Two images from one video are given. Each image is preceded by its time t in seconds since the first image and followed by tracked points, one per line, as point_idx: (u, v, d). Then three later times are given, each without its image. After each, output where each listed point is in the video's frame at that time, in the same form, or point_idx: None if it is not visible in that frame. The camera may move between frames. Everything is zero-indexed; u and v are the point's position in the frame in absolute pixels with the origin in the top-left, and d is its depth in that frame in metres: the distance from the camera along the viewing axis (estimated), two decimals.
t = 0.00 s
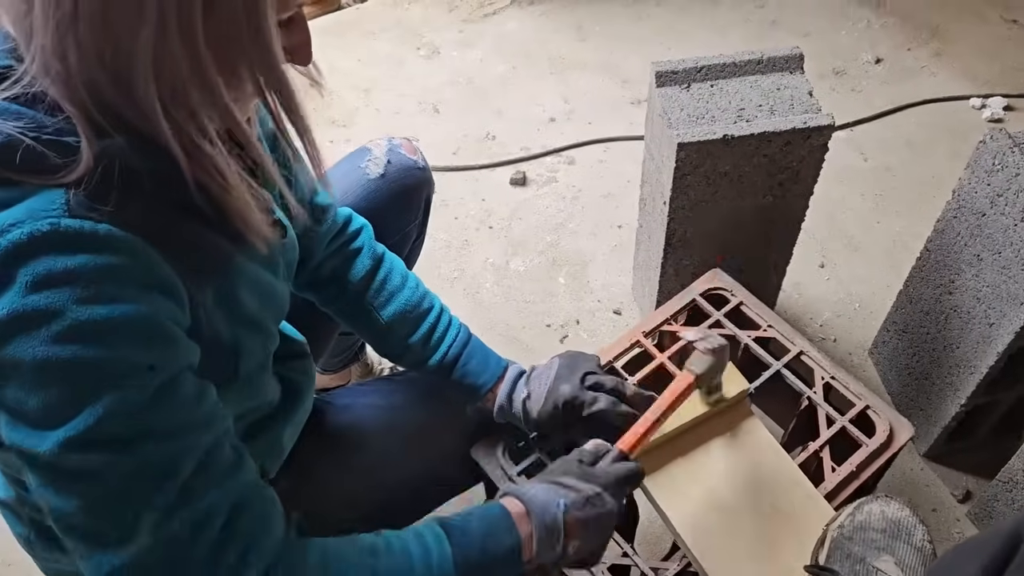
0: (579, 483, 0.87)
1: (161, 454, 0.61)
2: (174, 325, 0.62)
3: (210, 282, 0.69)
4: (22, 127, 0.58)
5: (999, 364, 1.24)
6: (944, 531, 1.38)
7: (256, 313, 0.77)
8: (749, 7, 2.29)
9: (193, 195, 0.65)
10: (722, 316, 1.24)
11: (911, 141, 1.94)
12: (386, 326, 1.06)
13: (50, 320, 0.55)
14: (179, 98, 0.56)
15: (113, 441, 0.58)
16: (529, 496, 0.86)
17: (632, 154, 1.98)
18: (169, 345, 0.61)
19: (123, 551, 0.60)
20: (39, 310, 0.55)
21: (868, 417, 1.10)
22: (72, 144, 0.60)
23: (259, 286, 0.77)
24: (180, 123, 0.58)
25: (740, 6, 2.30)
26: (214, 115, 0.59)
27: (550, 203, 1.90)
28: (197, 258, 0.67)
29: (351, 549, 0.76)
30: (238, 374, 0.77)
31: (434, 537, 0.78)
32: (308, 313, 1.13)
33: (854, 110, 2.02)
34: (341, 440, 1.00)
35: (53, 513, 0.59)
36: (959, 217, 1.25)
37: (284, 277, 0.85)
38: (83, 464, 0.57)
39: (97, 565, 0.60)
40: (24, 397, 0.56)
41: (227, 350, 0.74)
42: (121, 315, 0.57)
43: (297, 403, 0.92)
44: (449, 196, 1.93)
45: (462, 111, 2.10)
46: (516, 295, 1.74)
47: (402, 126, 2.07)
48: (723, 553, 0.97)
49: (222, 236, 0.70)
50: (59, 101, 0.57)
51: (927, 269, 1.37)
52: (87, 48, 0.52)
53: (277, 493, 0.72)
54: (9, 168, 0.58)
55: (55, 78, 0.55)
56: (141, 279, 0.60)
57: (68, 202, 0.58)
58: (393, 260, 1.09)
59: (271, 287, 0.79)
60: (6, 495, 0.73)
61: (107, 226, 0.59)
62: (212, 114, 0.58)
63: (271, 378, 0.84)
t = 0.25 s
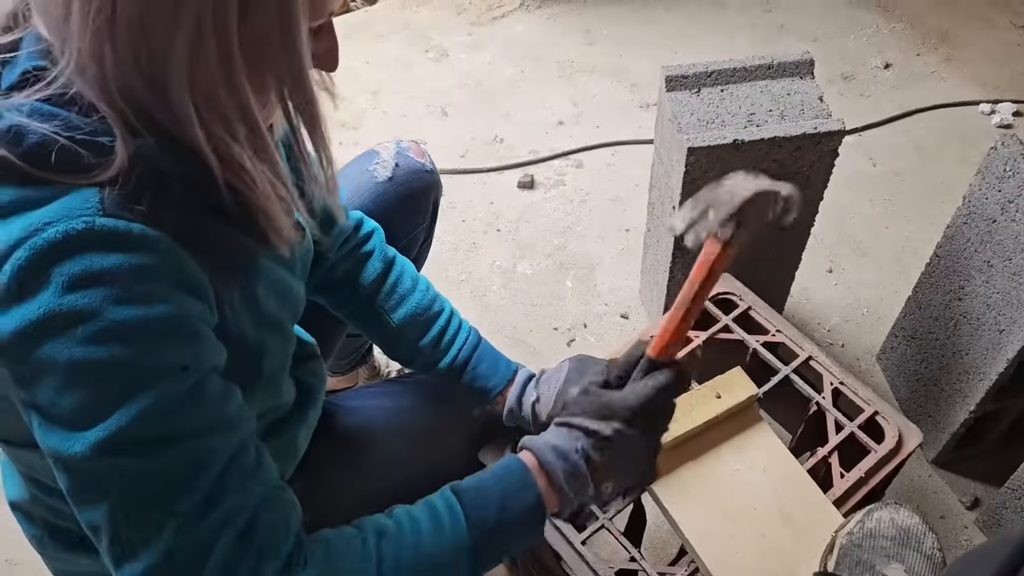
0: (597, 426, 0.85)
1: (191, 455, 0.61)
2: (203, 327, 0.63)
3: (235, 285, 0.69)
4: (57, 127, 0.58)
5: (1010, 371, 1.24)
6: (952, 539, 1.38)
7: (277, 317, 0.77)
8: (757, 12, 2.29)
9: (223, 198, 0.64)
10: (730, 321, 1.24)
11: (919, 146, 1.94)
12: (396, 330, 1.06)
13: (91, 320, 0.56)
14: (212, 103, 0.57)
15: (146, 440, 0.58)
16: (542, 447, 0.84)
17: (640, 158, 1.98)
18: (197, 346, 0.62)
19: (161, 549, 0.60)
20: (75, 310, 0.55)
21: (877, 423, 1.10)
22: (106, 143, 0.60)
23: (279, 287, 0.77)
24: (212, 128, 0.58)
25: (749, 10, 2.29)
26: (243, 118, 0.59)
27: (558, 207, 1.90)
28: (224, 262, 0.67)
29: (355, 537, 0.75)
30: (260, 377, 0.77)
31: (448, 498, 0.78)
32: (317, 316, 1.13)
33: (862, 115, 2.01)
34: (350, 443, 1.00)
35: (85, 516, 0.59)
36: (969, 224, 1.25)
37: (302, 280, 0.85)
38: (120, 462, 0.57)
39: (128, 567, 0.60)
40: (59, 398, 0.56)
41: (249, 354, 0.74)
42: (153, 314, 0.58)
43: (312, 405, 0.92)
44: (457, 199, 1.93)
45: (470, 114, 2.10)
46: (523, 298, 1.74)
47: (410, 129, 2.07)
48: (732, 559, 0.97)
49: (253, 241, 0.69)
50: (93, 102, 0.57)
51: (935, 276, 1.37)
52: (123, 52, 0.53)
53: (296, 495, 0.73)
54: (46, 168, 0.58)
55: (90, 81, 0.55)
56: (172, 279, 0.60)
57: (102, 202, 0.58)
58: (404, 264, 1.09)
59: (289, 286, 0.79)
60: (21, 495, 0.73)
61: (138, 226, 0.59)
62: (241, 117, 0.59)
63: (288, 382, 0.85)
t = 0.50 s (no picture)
0: (631, 434, 0.81)
1: (184, 450, 0.61)
2: (194, 323, 0.63)
3: (229, 283, 0.70)
4: (46, 128, 0.59)
5: (1016, 375, 1.24)
6: (957, 543, 1.38)
7: (275, 317, 0.77)
8: (763, 15, 2.29)
9: (218, 198, 0.65)
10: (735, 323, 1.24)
11: (926, 150, 1.94)
12: (402, 332, 1.06)
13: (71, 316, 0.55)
14: (209, 101, 0.57)
15: (137, 436, 0.58)
16: (568, 452, 0.79)
17: (645, 161, 1.98)
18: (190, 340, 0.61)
19: (144, 549, 0.59)
20: (58, 305, 0.55)
21: (882, 427, 1.10)
22: (97, 145, 0.60)
23: (276, 288, 0.77)
24: (208, 126, 0.58)
25: (755, 13, 2.29)
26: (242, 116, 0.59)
27: (563, 209, 1.90)
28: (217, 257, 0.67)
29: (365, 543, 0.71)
30: (256, 376, 0.77)
31: (463, 503, 0.74)
32: (322, 318, 1.13)
33: (868, 119, 2.01)
34: (354, 445, 1.00)
35: (78, 514, 0.59)
36: (976, 228, 1.25)
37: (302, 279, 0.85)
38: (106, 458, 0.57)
39: (119, 564, 0.60)
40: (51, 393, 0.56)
41: (245, 353, 0.74)
42: (142, 309, 0.58)
43: (312, 406, 0.92)
44: (462, 201, 1.93)
45: (475, 116, 2.10)
46: (528, 301, 1.74)
47: (416, 131, 2.07)
48: (736, 563, 0.97)
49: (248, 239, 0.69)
50: (85, 103, 0.58)
51: (942, 280, 1.36)
52: (121, 52, 0.53)
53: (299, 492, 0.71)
54: (38, 167, 0.59)
55: (87, 80, 0.55)
56: (160, 274, 0.60)
57: (89, 200, 0.58)
58: (411, 265, 1.09)
59: (289, 290, 0.80)
60: (23, 496, 0.73)
61: (127, 222, 0.59)
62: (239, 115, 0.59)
63: (287, 380, 0.85)
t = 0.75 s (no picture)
0: (599, 482, 0.84)
1: (187, 445, 0.61)
2: (196, 318, 0.63)
3: (231, 279, 0.70)
4: (48, 118, 0.59)
5: (1017, 379, 1.23)
6: (958, 547, 1.37)
7: (277, 315, 0.77)
8: (765, 18, 2.28)
9: (218, 189, 0.65)
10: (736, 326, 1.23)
11: (927, 153, 1.93)
12: (404, 333, 1.06)
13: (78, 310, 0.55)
14: (206, 92, 0.57)
15: (141, 430, 0.59)
16: (550, 495, 0.82)
17: (646, 164, 1.98)
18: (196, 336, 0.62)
19: (144, 541, 0.60)
20: (60, 297, 0.55)
21: (883, 430, 1.09)
22: (97, 135, 0.60)
23: (278, 286, 0.77)
24: (206, 116, 0.58)
25: (756, 16, 2.29)
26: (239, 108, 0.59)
27: (564, 212, 1.90)
28: (222, 253, 0.67)
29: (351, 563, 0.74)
30: (253, 374, 0.77)
31: (453, 534, 0.77)
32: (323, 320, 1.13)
33: (870, 122, 2.01)
34: (354, 447, 1.00)
35: (70, 501, 0.58)
36: (977, 231, 1.25)
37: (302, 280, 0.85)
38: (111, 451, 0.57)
39: (112, 553, 0.60)
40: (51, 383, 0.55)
41: (246, 350, 0.74)
42: (146, 303, 0.58)
43: (312, 408, 0.92)
44: (463, 203, 1.93)
45: (477, 119, 2.10)
46: (529, 303, 1.74)
47: (417, 133, 2.07)
48: (737, 566, 0.97)
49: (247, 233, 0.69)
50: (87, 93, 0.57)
51: (943, 282, 1.36)
52: (119, 42, 0.53)
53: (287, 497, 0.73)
54: (40, 157, 0.59)
55: (85, 69, 0.55)
56: (163, 269, 0.60)
57: (92, 192, 0.58)
58: (411, 265, 1.09)
59: (292, 287, 0.80)
60: (22, 496, 0.73)
61: (130, 216, 0.59)
62: (236, 108, 0.59)
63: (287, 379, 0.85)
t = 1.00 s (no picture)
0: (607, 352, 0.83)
1: (180, 431, 0.59)
2: (187, 304, 0.62)
3: (222, 271, 0.69)
4: (38, 111, 0.59)
5: (1010, 381, 1.24)
6: (951, 549, 1.38)
7: (269, 310, 0.77)
8: (761, 20, 2.29)
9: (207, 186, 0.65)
10: (730, 327, 1.23)
11: (922, 156, 1.94)
12: (401, 331, 1.06)
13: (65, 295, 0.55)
14: (196, 90, 0.57)
15: (134, 417, 0.57)
16: (546, 381, 0.78)
17: (642, 165, 1.98)
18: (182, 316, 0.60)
19: (144, 529, 0.58)
20: (51, 285, 0.55)
21: (876, 430, 1.10)
22: (87, 127, 0.60)
23: (270, 280, 0.76)
24: (195, 112, 0.59)
25: (752, 18, 2.30)
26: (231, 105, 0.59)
27: (559, 212, 1.90)
28: (214, 240, 0.66)
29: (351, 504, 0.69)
30: (247, 368, 0.77)
31: (446, 452, 0.72)
32: (317, 319, 1.13)
33: (865, 124, 2.01)
34: (348, 446, 1.00)
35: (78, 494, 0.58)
36: (971, 233, 1.25)
37: (295, 276, 0.84)
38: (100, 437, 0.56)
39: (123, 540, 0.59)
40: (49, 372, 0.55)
41: (235, 343, 0.74)
42: (136, 289, 0.57)
43: (306, 405, 0.92)
44: (458, 203, 1.93)
45: (473, 119, 2.10)
46: (524, 304, 1.74)
47: (412, 134, 2.07)
48: (732, 566, 0.97)
49: (240, 232, 0.69)
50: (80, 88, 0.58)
51: (937, 285, 1.36)
52: (109, 38, 0.54)
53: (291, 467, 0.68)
54: (29, 148, 0.59)
55: (77, 64, 0.55)
56: (151, 255, 0.60)
57: (82, 178, 0.58)
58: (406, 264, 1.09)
59: (282, 281, 0.79)
60: (12, 492, 0.73)
61: (118, 202, 0.59)
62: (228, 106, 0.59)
63: (279, 376, 0.84)
